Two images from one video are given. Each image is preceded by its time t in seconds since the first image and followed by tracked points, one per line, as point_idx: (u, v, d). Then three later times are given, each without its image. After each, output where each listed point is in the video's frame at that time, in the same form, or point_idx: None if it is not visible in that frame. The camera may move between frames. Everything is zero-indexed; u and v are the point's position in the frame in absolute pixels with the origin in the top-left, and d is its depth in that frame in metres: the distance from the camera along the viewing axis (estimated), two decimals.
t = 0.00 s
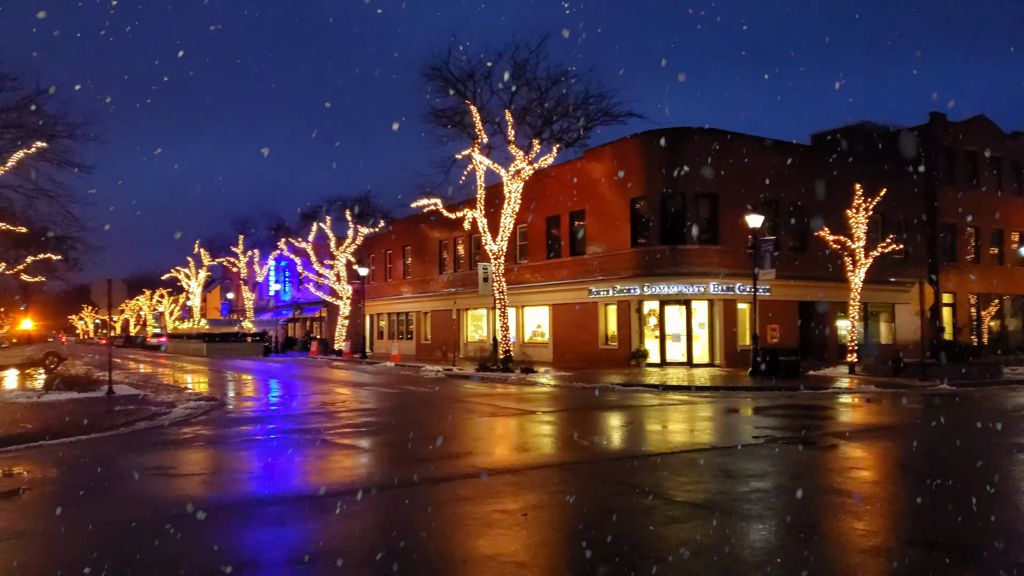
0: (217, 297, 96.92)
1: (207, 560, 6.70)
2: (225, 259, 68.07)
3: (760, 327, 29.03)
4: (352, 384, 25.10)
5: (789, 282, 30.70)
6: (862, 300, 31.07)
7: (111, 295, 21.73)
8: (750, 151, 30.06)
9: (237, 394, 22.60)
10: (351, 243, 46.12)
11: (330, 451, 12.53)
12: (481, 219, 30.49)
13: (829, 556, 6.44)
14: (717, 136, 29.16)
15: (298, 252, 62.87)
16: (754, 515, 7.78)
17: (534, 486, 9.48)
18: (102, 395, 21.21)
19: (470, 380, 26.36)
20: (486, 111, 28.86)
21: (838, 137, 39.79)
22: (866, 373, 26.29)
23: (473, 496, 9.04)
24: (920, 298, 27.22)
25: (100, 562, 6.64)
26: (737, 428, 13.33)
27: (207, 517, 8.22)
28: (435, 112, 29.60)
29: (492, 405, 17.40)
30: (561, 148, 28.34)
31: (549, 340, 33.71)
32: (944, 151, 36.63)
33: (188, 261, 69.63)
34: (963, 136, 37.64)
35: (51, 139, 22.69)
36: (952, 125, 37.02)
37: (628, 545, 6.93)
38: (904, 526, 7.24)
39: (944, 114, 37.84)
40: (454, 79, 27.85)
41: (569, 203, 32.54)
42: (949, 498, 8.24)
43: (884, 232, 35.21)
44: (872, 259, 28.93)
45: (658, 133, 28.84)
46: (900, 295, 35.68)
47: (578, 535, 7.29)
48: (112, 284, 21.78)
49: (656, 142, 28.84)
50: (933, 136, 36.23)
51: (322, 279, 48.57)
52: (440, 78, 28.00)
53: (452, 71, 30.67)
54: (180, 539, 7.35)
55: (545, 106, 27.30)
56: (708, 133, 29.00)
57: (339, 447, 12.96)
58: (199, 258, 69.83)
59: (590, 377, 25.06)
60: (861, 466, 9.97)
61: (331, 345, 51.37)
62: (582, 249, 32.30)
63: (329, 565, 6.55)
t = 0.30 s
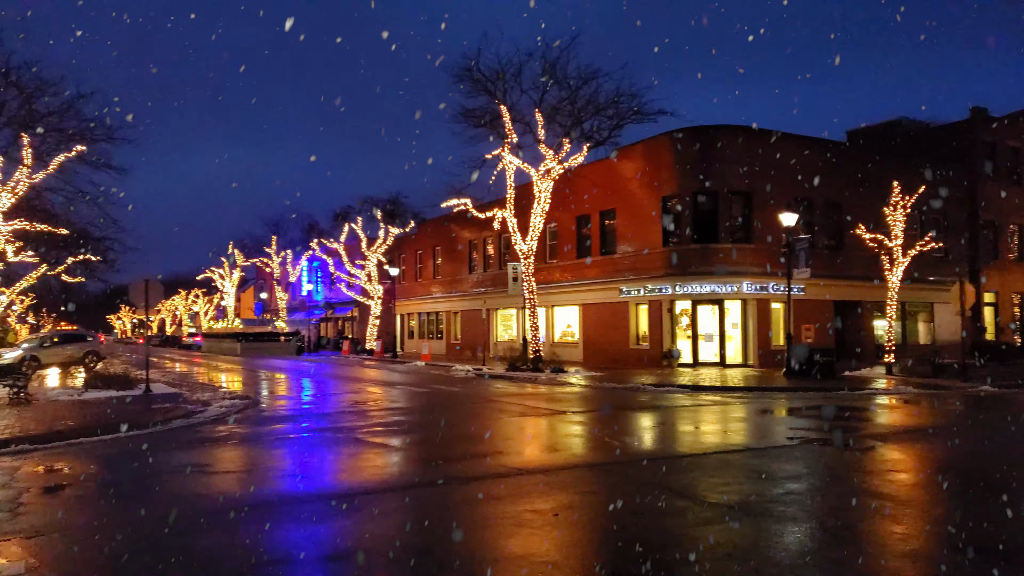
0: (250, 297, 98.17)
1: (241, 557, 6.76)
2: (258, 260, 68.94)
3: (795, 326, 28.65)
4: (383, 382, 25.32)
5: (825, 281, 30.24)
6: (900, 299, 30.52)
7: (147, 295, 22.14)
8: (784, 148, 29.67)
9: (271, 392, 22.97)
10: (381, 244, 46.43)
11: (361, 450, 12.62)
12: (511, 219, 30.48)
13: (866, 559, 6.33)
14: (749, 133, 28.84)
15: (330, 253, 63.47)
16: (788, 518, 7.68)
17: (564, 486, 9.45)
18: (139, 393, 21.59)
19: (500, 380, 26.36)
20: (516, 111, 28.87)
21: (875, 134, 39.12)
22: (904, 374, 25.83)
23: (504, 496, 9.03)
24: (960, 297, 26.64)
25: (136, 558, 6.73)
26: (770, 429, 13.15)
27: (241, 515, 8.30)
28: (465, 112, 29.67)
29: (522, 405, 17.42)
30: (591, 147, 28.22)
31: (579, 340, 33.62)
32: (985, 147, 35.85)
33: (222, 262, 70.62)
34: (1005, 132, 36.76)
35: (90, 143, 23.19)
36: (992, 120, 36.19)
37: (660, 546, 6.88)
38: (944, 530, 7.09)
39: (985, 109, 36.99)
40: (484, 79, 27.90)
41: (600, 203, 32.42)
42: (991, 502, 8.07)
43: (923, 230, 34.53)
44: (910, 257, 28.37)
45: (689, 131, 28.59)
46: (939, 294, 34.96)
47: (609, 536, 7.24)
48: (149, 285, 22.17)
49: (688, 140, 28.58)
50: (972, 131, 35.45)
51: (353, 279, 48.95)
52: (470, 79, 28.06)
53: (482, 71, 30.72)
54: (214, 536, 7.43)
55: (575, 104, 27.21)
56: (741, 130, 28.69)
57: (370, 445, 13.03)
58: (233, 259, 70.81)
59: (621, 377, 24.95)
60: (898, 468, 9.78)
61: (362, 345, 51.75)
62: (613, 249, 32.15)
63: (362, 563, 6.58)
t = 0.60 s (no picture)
0: (284, 297, 99.28)
1: (276, 553, 6.82)
2: (292, 260, 69.72)
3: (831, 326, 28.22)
4: (415, 382, 25.46)
5: (862, 280, 29.72)
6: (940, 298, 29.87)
7: (185, 296, 22.50)
8: (820, 145, 29.24)
9: (304, 391, 23.25)
10: (413, 244, 46.67)
11: (394, 449, 12.69)
12: (542, 219, 30.40)
13: (907, 564, 6.19)
14: (784, 131, 28.47)
15: (362, 253, 63.99)
16: (826, 520, 7.55)
17: (597, 487, 9.40)
18: (176, 391, 21.92)
19: (530, 380, 26.39)
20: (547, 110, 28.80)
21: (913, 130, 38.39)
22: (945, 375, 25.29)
23: (537, 495, 9.02)
24: (1003, 296, 25.98)
25: (174, 553, 6.82)
26: (806, 430, 12.96)
27: (277, 512, 8.38)
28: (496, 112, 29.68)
29: (553, 405, 17.41)
30: (623, 145, 28.06)
31: (611, 340, 33.47)
32: None
33: (256, 263, 71.49)
34: None
35: (129, 147, 23.63)
36: None
37: (695, 548, 6.81)
38: (988, 534, 6.93)
39: None
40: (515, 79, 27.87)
41: (631, 202, 32.25)
42: None
43: (963, 227, 33.79)
44: (950, 256, 27.74)
45: (722, 129, 28.30)
46: (981, 293, 34.17)
47: (642, 538, 7.17)
48: (186, 285, 22.51)
49: (721, 138, 28.29)
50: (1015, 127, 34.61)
51: (385, 279, 49.26)
52: (501, 78, 28.05)
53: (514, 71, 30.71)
54: (250, 533, 7.50)
55: (606, 103, 27.08)
56: (775, 128, 28.32)
57: (402, 444, 13.09)
58: (267, 259, 71.68)
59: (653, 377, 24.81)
60: (940, 472, 9.57)
61: (394, 345, 52.06)
62: (645, 248, 31.97)
63: (396, 561, 6.60)
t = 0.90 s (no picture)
0: (319, 297, 100.28)
1: (313, 551, 6.87)
2: (327, 261, 70.41)
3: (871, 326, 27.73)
4: (447, 381, 25.55)
5: (903, 279, 29.14)
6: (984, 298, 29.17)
7: (222, 296, 22.85)
8: (858, 142, 28.73)
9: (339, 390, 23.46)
10: (445, 244, 46.84)
11: (427, 448, 12.73)
12: (574, 218, 30.31)
13: (951, 570, 6.05)
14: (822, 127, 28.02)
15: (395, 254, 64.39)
16: (866, 524, 7.41)
17: (631, 488, 9.33)
18: (214, 390, 22.25)
19: (563, 380, 26.33)
20: (580, 109, 28.70)
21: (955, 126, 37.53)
22: (991, 376, 24.69)
23: (571, 496, 8.98)
24: None
25: (213, 548, 6.92)
26: (845, 432, 12.72)
27: (313, 510, 8.45)
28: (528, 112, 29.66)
29: (586, 405, 17.34)
30: (657, 143, 27.83)
31: (645, 340, 33.27)
32: None
33: (291, 264, 72.36)
34: None
35: (168, 150, 24.07)
36: None
37: (731, 550, 6.72)
38: None
39: None
40: (547, 78, 27.81)
41: (665, 201, 32.01)
42: None
43: (1008, 225, 32.95)
44: (995, 254, 27.06)
45: (758, 126, 27.94)
46: None
47: (678, 539, 7.11)
48: (223, 285, 22.83)
49: (757, 135, 27.92)
50: None
51: (417, 279, 49.52)
52: (534, 78, 28.01)
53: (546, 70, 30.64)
54: (287, 531, 7.56)
55: (640, 101, 26.90)
56: (812, 125, 27.89)
57: (435, 443, 13.14)
58: (302, 260, 72.46)
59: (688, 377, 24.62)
60: (985, 475, 9.33)
61: (427, 344, 52.31)
62: (679, 247, 31.71)
63: (429, 560, 6.62)
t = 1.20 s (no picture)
0: (353, 298, 101.18)
1: (347, 550, 6.90)
2: (361, 261, 71.03)
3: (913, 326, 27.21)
4: (480, 381, 25.59)
5: (946, 278, 28.52)
6: None
7: (259, 296, 23.16)
8: (899, 138, 28.18)
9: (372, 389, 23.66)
10: (478, 244, 46.96)
11: (460, 447, 12.78)
12: (608, 218, 30.17)
13: None
14: (861, 124, 27.53)
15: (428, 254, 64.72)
16: (908, 528, 7.26)
17: (666, 489, 9.24)
18: (251, 389, 22.55)
19: (596, 380, 26.26)
20: (613, 108, 28.55)
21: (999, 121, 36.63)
22: None
23: (605, 497, 8.93)
24: None
25: (252, 545, 7.02)
26: (886, 433, 12.49)
27: (348, 508, 8.50)
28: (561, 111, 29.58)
29: (620, 406, 17.22)
30: (691, 141, 27.58)
31: (679, 340, 33.02)
32: None
33: (326, 264, 73.09)
34: None
35: (207, 153, 24.49)
36: None
37: (769, 554, 6.60)
38: None
39: None
40: (580, 77, 27.73)
41: (700, 199, 31.73)
42: None
43: None
44: None
45: (795, 123, 27.55)
46: None
47: (713, 541, 7.03)
48: (260, 286, 23.14)
49: (794, 132, 27.55)
50: None
51: (450, 280, 49.67)
52: (567, 77, 27.94)
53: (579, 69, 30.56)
54: (323, 528, 7.62)
55: (674, 99, 26.69)
56: (851, 121, 27.43)
57: (469, 443, 13.16)
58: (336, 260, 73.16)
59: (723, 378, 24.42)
60: None
61: (459, 344, 52.46)
62: (714, 246, 31.42)
63: (463, 559, 6.61)
